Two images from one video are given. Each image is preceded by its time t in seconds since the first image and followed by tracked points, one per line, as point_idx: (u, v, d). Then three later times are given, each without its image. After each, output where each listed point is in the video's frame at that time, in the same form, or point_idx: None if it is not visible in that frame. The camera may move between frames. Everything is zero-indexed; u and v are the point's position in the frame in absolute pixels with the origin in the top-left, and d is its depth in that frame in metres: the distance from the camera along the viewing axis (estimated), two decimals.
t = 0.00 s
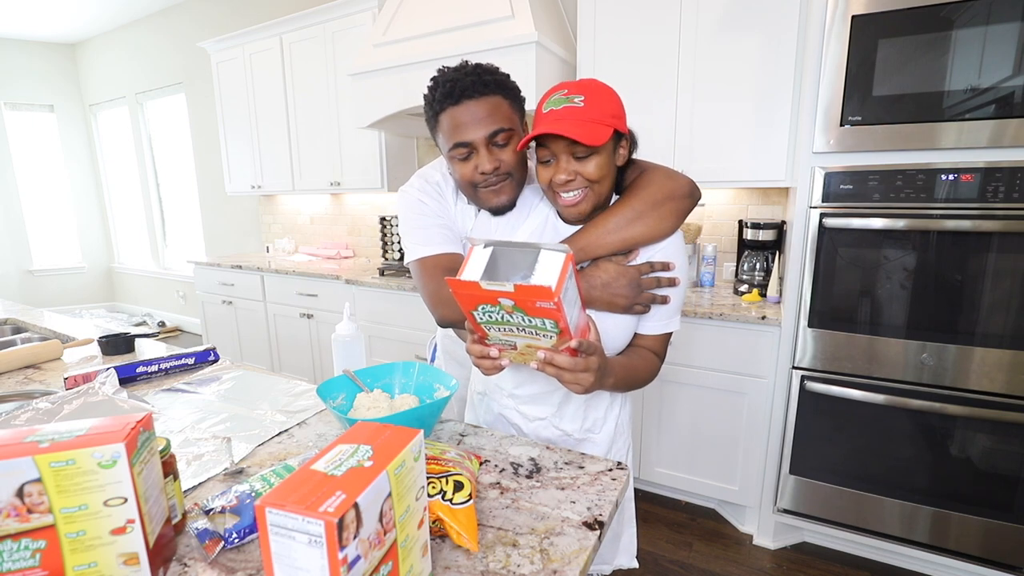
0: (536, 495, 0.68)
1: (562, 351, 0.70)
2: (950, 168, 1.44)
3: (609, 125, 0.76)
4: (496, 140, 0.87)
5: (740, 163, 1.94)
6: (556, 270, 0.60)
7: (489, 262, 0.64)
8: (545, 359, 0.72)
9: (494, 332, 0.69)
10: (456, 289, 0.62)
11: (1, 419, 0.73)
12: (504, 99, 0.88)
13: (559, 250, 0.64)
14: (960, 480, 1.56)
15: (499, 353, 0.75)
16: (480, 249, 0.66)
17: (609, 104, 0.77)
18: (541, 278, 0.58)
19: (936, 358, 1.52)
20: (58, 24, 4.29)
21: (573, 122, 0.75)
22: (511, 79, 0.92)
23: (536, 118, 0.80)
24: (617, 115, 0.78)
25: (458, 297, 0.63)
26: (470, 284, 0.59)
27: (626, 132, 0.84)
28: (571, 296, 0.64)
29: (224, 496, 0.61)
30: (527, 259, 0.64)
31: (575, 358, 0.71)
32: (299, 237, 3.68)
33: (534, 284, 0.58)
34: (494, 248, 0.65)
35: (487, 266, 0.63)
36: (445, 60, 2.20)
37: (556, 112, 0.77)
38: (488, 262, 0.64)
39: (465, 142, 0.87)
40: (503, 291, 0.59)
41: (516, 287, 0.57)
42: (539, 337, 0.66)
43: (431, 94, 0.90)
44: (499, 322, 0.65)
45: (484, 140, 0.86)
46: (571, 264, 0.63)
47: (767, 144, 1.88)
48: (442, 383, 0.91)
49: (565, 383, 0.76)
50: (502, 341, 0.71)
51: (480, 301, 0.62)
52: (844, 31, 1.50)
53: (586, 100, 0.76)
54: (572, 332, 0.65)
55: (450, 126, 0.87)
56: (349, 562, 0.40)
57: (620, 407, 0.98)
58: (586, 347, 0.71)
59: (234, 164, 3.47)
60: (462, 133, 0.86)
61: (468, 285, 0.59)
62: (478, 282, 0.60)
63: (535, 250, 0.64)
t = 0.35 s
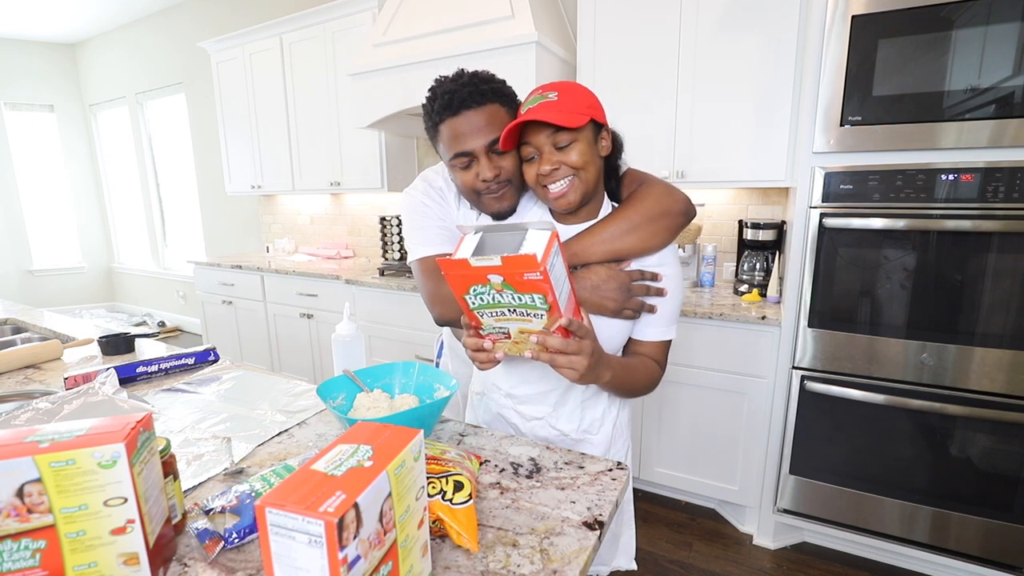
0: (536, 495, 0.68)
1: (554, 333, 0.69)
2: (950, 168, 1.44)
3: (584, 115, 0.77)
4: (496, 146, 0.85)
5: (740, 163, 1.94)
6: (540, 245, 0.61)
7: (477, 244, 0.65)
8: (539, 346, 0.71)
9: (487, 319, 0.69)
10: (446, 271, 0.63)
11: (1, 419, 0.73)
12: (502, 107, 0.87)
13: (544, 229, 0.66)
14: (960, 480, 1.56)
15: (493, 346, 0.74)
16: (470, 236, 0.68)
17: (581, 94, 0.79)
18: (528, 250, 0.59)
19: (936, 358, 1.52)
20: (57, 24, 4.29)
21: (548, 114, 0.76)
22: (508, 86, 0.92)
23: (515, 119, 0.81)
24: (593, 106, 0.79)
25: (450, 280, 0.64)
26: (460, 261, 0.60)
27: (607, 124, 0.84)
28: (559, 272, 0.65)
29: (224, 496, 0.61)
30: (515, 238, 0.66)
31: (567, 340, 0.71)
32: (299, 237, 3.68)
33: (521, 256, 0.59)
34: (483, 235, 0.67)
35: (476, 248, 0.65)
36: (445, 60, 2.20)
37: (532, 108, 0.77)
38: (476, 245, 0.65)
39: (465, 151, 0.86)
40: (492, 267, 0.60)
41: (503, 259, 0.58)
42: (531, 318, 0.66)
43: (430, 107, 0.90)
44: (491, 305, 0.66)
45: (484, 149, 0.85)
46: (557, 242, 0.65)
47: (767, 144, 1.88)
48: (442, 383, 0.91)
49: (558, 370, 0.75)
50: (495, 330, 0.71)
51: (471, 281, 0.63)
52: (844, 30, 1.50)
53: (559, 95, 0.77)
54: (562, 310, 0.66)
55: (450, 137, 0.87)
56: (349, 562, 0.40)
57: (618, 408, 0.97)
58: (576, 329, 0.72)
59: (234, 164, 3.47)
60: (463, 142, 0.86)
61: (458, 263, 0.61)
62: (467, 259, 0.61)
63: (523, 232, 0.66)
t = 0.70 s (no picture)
0: (536, 495, 0.68)
1: (549, 325, 0.70)
2: (950, 168, 1.44)
3: (603, 127, 0.80)
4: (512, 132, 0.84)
5: (740, 163, 1.94)
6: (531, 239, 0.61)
7: (468, 240, 0.65)
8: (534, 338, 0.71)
9: (481, 315, 0.69)
10: (439, 269, 0.63)
11: (1, 419, 0.73)
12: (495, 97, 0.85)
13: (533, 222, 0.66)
14: (960, 479, 1.56)
15: (488, 341, 0.75)
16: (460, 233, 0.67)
17: (606, 106, 0.81)
18: (519, 244, 0.59)
19: (936, 358, 1.52)
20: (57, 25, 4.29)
21: (574, 111, 0.77)
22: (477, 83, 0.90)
23: (536, 102, 0.81)
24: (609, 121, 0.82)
25: (443, 278, 0.64)
26: (453, 258, 0.60)
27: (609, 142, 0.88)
28: (551, 264, 0.65)
29: (224, 496, 0.61)
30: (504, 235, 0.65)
31: (562, 332, 0.72)
32: (299, 237, 3.68)
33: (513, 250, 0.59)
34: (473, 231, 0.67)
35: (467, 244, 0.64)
36: (444, 60, 2.20)
37: (559, 98, 0.78)
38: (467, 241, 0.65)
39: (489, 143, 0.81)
40: (484, 261, 0.60)
41: (495, 254, 0.58)
42: (525, 312, 0.66)
43: (424, 112, 0.81)
44: (486, 301, 0.66)
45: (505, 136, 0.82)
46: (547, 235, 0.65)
47: (767, 144, 1.88)
48: (442, 383, 0.91)
49: (554, 362, 0.75)
50: (490, 326, 0.71)
51: (464, 278, 0.63)
52: (844, 31, 1.50)
53: (588, 97, 0.79)
54: (555, 302, 0.66)
55: (466, 135, 0.80)
56: (349, 562, 0.40)
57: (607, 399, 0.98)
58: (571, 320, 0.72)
59: (234, 164, 3.47)
60: (484, 133, 0.80)
61: (451, 259, 0.61)
62: (459, 254, 0.61)
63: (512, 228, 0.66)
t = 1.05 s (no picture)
0: (536, 495, 0.68)
1: (562, 321, 0.70)
2: (950, 168, 1.44)
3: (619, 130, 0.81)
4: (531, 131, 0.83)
5: (740, 163, 1.94)
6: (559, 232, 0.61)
7: (497, 225, 0.65)
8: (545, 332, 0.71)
9: (497, 301, 0.69)
10: (465, 250, 0.63)
11: (1, 419, 0.73)
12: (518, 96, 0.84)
13: (563, 216, 0.65)
14: (960, 479, 1.56)
15: (498, 328, 0.75)
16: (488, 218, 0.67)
17: (622, 109, 0.82)
18: (548, 236, 0.60)
19: (936, 358, 1.52)
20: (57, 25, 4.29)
21: (593, 112, 0.78)
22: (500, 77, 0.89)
23: (555, 101, 0.81)
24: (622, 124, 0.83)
25: (466, 259, 0.64)
26: (481, 241, 0.61)
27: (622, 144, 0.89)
28: (574, 262, 0.66)
29: (224, 496, 0.61)
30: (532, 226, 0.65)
31: (574, 328, 0.71)
32: (299, 237, 3.68)
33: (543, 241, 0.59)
34: (502, 217, 0.66)
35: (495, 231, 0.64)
36: (444, 60, 2.20)
37: (579, 99, 0.78)
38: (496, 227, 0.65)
39: (508, 144, 0.80)
40: (512, 249, 0.60)
41: (525, 243, 0.58)
42: (541, 305, 0.67)
43: (447, 108, 0.80)
44: (504, 288, 0.66)
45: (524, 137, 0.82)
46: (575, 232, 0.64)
47: (767, 144, 1.88)
48: (442, 383, 0.91)
49: (561, 357, 0.75)
50: (503, 313, 0.71)
51: (488, 262, 0.63)
52: (844, 31, 1.50)
53: (605, 100, 0.80)
54: (573, 299, 0.66)
55: (485, 135, 0.79)
56: (349, 562, 0.40)
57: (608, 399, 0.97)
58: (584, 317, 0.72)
59: (234, 164, 3.47)
60: (504, 135, 0.80)
61: (478, 242, 0.61)
62: (488, 239, 0.61)
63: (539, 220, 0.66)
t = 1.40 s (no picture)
0: (536, 495, 0.68)
1: (574, 312, 0.70)
2: (950, 168, 1.44)
3: (621, 124, 0.81)
4: (504, 100, 0.97)
5: (740, 163, 1.94)
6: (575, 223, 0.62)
7: (516, 211, 0.67)
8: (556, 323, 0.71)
9: (510, 288, 0.71)
10: (483, 233, 0.65)
11: (1, 419, 0.73)
12: (520, 66, 0.98)
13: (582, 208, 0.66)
14: (960, 479, 1.56)
15: (509, 317, 0.75)
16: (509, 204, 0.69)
17: (623, 104, 0.83)
18: (566, 224, 0.62)
19: (936, 358, 1.52)
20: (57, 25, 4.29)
21: (588, 111, 0.79)
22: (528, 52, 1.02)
23: (554, 107, 0.84)
24: (627, 118, 0.84)
25: (484, 242, 0.66)
26: (499, 225, 0.63)
27: (633, 139, 0.89)
28: (591, 253, 0.67)
29: (224, 496, 0.61)
30: (552, 214, 0.67)
31: (586, 321, 0.71)
32: (299, 237, 3.68)
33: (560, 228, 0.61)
34: (522, 203, 0.68)
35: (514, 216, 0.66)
36: (444, 60, 2.20)
37: (574, 101, 0.80)
38: (515, 212, 0.67)
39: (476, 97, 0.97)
40: (529, 234, 0.62)
41: (542, 228, 0.61)
42: (553, 295, 0.68)
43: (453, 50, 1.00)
44: (518, 275, 0.68)
45: (494, 99, 0.96)
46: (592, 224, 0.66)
47: (767, 144, 1.88)
48: (442, 383, 0.91)
49: (569, 349, 0.75)
50: (515, 301, 0.72)
51: (504, 247, 0.65)
52: (844, 31, 1.50)
53: (603, 99, 0.81)
54: (586, 289, 0.67)
55: (467, 82, 0.97)
56: (349, 562, 0.40)
57: (613, 405, 0.97)
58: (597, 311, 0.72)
59: (234, 164, 3.47)
60: (475, 89, 0.96)
61: (497, 224, 0.64)
62: (506, 223, 0.64)
63: (560, 209, 0.68)
